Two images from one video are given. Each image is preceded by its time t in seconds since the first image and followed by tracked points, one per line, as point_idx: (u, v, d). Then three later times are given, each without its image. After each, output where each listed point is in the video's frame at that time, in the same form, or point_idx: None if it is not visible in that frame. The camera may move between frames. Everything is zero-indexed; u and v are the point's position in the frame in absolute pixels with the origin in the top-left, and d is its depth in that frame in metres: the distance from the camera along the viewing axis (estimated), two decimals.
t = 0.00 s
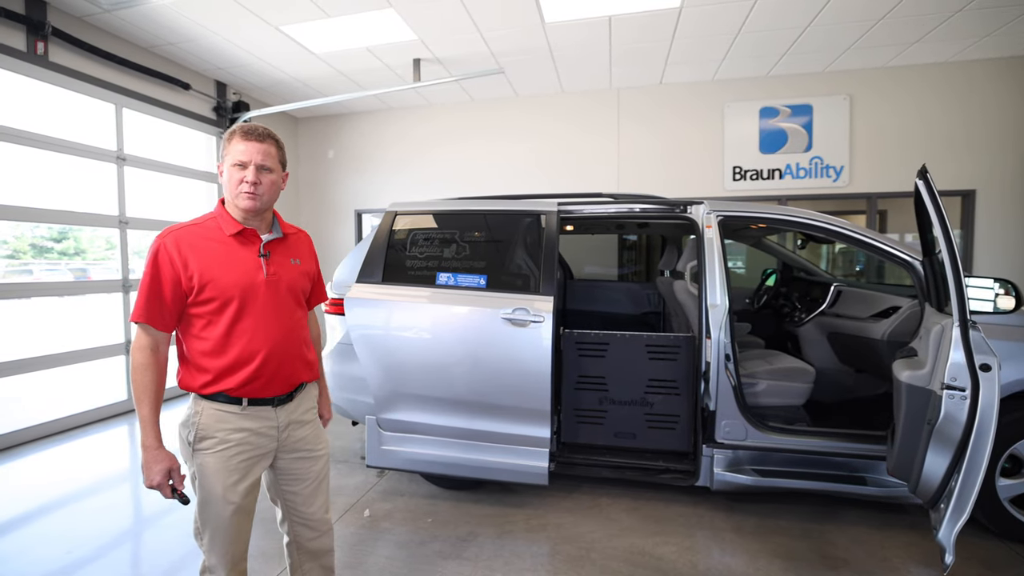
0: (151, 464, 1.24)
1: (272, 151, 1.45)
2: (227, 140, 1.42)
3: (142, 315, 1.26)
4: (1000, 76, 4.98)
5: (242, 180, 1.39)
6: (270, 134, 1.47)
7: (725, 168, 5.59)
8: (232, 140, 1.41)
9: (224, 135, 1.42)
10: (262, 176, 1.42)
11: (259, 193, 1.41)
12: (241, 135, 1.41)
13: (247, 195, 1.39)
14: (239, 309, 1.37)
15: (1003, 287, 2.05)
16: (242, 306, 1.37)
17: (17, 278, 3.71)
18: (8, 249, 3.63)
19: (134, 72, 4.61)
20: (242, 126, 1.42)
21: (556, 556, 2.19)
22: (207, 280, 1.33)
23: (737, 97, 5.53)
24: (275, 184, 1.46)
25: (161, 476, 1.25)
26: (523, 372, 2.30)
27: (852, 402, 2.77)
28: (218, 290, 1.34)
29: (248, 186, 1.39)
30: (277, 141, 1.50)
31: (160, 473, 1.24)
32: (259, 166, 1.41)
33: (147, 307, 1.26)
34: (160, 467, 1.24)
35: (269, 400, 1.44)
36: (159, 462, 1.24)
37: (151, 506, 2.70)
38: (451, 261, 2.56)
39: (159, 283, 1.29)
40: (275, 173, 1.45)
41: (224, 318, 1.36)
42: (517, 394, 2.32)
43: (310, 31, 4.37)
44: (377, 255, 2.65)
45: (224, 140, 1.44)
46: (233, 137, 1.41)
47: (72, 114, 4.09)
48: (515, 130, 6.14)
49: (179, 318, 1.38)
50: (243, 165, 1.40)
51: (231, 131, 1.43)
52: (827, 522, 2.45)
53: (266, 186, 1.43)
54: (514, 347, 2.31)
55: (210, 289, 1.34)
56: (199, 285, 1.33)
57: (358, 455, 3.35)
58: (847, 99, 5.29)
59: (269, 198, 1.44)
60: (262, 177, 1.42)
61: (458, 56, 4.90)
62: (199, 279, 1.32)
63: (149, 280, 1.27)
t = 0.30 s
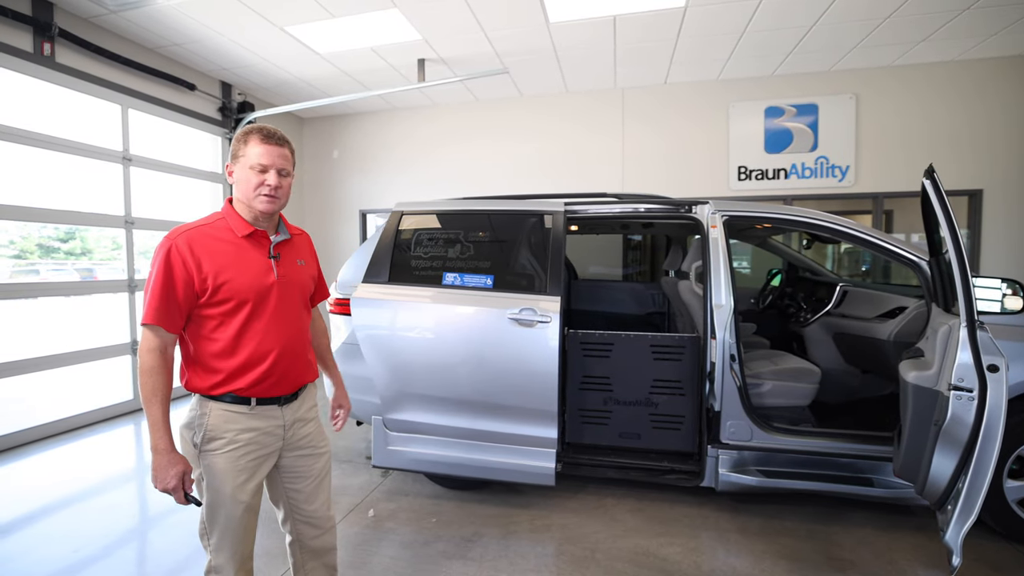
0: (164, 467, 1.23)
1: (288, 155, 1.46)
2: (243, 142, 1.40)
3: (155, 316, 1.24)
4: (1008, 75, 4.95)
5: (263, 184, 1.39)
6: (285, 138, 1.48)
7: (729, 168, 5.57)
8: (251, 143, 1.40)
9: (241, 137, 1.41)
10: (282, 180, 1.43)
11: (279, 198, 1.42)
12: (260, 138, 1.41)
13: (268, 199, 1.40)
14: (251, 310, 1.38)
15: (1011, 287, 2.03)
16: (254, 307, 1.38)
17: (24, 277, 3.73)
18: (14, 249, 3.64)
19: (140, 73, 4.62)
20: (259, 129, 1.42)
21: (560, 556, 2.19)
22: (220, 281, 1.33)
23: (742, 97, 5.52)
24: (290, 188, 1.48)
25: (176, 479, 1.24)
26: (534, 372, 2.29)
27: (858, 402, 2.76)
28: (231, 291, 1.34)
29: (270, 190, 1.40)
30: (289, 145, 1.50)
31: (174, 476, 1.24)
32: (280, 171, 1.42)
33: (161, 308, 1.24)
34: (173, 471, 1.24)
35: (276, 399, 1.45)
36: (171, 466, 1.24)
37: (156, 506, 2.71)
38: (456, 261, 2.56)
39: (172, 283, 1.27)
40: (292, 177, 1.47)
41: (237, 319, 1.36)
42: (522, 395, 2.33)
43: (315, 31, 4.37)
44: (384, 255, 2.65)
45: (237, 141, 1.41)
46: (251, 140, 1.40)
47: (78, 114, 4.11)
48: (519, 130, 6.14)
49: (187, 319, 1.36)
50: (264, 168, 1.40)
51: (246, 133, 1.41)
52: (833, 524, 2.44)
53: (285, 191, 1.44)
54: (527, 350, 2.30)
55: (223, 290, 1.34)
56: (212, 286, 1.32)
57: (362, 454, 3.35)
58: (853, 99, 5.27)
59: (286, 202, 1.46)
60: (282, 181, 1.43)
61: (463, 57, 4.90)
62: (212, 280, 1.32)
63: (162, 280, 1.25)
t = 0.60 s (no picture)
0: (174, 467, 1.22)
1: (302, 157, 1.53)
2: (272, 147, 1.42)
3: (161, 319, 1.24)
4: (1014, 74, 4.92)
5: (296, 189, 1.46)
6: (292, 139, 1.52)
7: (734, 168, 5.56)
8: (281, 148, 1.43)
9: (269, 140, 1.42)
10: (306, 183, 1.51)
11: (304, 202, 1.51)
12: (286, 145, 1.46)
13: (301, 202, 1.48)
14: (257, 311, 1.38)
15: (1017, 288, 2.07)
16: (260, 307, 1.39)
17: (31, 277, 3.75)
18: (21, 249, 3.67)
19: (145, 74, 4.65)
20: (283, 136, 1.46)
21: (563, 556, 2.19)
22: (225, 283, 1.33)
23: (747, 96, 5.50)
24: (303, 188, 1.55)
25: (186, 479, 1.22)
26: (552, 373, 2.28)
27: (863, 403, 2.76)
28: (236, 292, 1.35)
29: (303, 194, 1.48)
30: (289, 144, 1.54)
31: (184, 476, 1.22)
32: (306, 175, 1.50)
33: (166, 311, 1.24)
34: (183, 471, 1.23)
35: (283, 399, 1.46)
36: (180, 466, 1.22)
37: (161, 505, 2.72)
38: (460, 262, 2.57)
39: (177, 286, 1.27)
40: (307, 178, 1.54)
41: (242, 320, 1.37)
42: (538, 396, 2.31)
43: (319, 31, 4.38)
44: (398, 255, 2.65)
45: (262, 145, 1.41)
46: (282, 147, 1.44)
47: (84, 115, 4.13)
48: (523, 130, 6.14)
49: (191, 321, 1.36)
50: (295, 174, 1.45)
51: (271, 138, 1.43)
52: (837, 525, 2.43)
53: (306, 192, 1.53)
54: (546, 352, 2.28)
55: (229, 291, 1.34)
56: (217, 287, 1.32)
57: (366, 454, 3.35)
58: (859, 98, 5.25)
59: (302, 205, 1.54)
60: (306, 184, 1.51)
61: (466, 57, 4.91)
62: (217, 281, 1.32)
63: (167, 284, 1.25)
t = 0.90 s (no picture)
0: (168, 466, 1.21)
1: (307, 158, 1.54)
2: (279, 148, 1.42)
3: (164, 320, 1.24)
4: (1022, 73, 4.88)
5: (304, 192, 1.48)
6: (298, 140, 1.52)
7: (739, 168, 5.54)
8: (288, 150, 1.44)
9: (276, 142, 1.42)
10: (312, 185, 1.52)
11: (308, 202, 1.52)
12: (293, 146, 1.46)
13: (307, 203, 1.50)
14: (261, 311, 1.38)
15: None
16: (264, 307, 1.38)
17: (38, 277, 3.78)
18: (28, 250, 3.70)
19: (151, 75, 4.67)
20: (289, 137, 1.46)
21: (567, 557, 2.18)
22: (230, 283, 1.33)
23: (752, 96, 5.48)
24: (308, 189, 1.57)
25: (181, 477, 1.23)
26: (569, 374, 2.27)
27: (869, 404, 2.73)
28: (241, 292, 1.35)
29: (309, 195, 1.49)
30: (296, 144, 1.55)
31: (179, 474, 1.23)
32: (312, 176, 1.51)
33: (169, 311, 1.25)
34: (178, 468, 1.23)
35: (288, 398, 1.46)
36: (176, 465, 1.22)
37: (166, 504, 2.73)
38: (463, 262, 2.59)
39: (181, 287, 1.27)
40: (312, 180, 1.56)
41: (247, 320, 1.37)
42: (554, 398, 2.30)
43: (323, 32, 4.39)
44: (415, 254, 2.66)
45: (269, 146, 1.41)
46: (289, 149, 1.45)
47: (90, 116, 4.15)
48: (527, 130, 6.14)
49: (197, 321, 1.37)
50: (302, 175, 1.47)
51: (278, 139, 1.43)
52: (843, 527, 2.41)
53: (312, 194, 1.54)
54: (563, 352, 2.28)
55: (234, 292, 1.34)
56: (222, 288, 1.33)
57: (370, 454, 3.35)
58: (865, 97, 5.22)
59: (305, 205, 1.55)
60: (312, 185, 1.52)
61: (470, 57, 4.91)
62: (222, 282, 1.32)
63: (172, 285, 1.26)
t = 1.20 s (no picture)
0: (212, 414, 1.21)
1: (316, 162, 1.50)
2: (282, 150, 1.40)
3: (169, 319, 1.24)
4: None
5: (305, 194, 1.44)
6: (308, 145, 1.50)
7: (744, 167, 5.52)
8: (291, 152, 1.42)
9: (280, 144, 1.40)
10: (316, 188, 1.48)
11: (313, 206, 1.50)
12: (297, 148, 1.44)
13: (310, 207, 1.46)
14: (266, 311, 1.39)
15: None
16: (269, 308, 1.39)
17: (44, 277, 3.81)
18: (35, 250, 3.73)
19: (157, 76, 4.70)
20: (294, 139, 1.44)
21: (571, 558, 2.18)
22: (235, 283, 1.34)
23: (757, 95, 5.46)
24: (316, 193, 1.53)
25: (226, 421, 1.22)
26: (588, 374, 2.26)
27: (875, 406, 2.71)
28: (246, 292, 1.35)
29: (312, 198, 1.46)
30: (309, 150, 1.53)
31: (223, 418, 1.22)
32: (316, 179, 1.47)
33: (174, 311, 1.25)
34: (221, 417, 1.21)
35: (292, 398, 1.46)
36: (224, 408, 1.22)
37: (171, 503, 2.74)
38: (468, 262, 2.59)
39: (187, 286, 1.27)
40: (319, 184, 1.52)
41: (252, 320, 1.37)
42: (571, 398, 2.29)
43: (328, 32, 4.40)
44: (431, 253, 2.65)
45: (272, 148, 1.40)
46: (291, 149, 1.42)
47: (96, 117, 4.17)
48: (531, 130, 6.14)
49: (202, 321, 1.37)
50: (305, 178, 1.44)
51: (282, 141, 1.41)
52: (850, 529, 2.39)
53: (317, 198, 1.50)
54: (580, 352, 2.27)
55: (239, 292, 1.34)
56: (227, 288, 1.33)
57: (374, 454, 3.36)
58: (871, 96, 5.19)
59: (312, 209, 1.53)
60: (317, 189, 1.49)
61: (474, 57, 4.91)
62: (227, 282, 1.33)
63: (178, 285, 1.26)
